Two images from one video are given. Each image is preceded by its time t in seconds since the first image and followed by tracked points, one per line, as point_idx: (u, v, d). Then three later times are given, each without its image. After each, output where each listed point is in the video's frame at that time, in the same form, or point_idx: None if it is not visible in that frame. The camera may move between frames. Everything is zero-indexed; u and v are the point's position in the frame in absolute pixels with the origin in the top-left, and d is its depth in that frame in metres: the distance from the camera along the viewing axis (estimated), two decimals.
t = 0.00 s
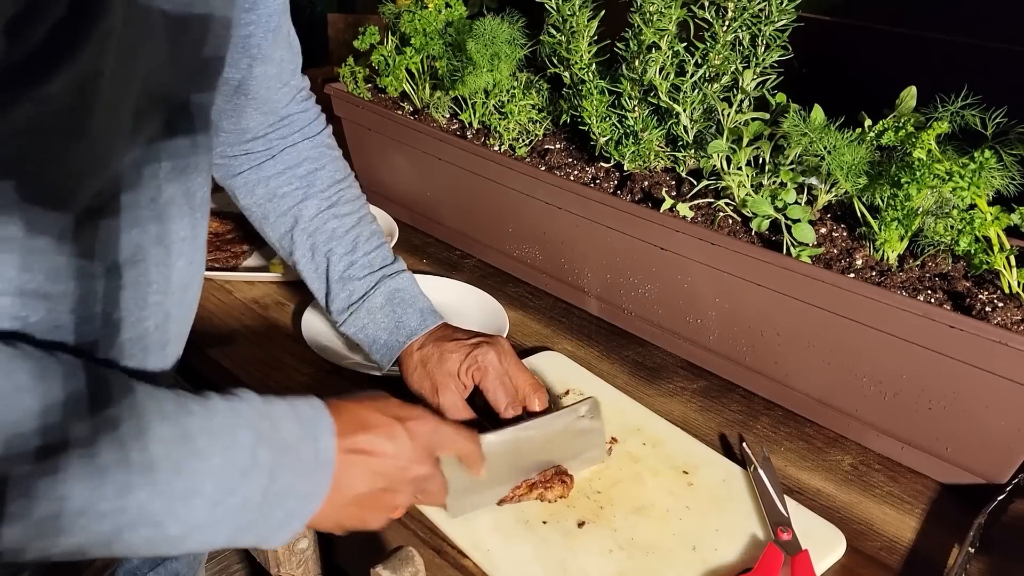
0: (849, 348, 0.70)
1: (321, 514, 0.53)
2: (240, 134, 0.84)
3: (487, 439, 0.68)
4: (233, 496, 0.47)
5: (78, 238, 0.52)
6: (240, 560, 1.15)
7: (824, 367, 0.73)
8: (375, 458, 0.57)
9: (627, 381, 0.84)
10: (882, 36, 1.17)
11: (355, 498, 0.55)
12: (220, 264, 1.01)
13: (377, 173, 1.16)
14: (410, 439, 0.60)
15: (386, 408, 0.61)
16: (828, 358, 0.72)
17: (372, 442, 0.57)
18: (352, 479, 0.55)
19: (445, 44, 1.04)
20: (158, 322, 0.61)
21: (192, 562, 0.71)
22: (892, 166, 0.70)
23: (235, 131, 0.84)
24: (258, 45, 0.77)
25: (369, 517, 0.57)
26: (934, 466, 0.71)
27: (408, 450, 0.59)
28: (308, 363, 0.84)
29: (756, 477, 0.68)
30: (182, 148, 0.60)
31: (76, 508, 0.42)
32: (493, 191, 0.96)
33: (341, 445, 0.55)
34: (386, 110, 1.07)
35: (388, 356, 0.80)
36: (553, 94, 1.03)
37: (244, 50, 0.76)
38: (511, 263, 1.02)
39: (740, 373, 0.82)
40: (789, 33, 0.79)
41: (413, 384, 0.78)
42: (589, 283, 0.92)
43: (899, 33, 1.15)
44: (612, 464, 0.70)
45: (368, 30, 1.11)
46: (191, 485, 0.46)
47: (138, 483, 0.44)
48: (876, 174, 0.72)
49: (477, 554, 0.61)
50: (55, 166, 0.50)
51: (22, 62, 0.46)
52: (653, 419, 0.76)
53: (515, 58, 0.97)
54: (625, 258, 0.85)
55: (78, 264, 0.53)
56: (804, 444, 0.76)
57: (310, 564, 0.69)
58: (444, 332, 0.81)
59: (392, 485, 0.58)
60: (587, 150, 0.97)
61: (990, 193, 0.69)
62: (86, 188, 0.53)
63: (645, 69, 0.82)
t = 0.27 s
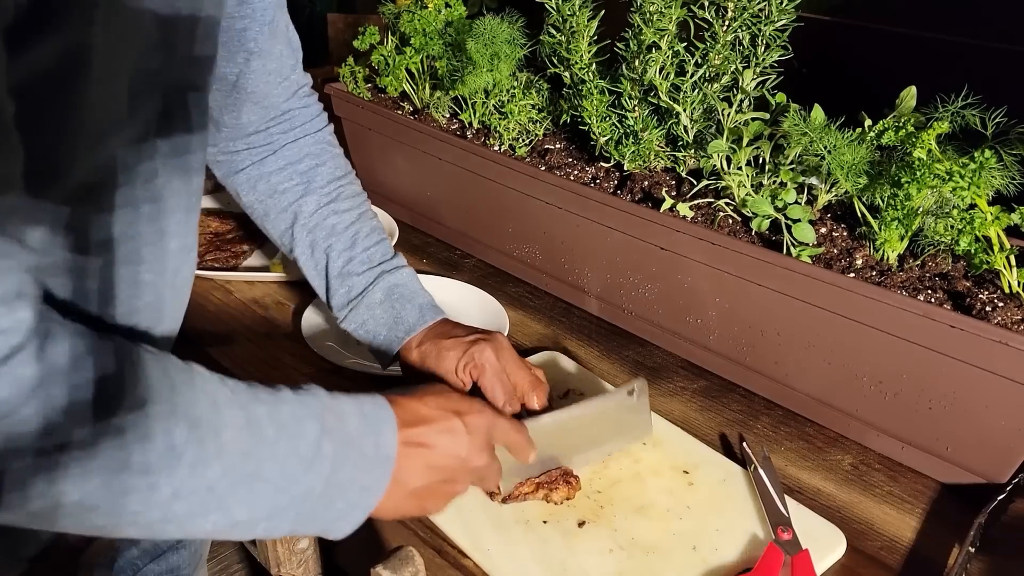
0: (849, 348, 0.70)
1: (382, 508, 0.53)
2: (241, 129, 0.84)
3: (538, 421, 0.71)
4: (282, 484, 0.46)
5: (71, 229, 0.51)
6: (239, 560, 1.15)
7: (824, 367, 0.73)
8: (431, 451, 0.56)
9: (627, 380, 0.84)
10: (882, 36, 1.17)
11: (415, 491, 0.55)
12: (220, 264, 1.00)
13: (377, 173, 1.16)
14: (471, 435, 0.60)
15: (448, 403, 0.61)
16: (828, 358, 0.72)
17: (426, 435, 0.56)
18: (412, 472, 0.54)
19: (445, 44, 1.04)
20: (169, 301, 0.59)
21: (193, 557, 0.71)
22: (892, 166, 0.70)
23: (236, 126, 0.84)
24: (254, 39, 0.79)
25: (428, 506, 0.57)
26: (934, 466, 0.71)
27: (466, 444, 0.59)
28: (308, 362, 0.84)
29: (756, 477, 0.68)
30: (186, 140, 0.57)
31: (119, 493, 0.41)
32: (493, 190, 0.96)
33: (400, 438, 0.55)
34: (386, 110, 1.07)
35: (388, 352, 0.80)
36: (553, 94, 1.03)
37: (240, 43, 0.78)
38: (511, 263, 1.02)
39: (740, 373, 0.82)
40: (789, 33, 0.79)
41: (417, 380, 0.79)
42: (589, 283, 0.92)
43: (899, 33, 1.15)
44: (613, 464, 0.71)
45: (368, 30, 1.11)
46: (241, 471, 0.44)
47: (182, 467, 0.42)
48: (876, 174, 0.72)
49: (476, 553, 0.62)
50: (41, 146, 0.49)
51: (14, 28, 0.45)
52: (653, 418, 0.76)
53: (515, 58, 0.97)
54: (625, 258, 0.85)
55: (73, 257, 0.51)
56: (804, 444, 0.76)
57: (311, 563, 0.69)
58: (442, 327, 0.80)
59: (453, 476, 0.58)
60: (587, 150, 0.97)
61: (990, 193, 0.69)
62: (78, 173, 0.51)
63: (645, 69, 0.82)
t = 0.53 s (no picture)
0: (849, 347, 0.70)
1: (253, 485, 0.55)
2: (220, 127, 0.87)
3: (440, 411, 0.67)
4: (189, 489, 0.51)
5: (61, 223, 0.59)
6: (240, 561, 1.15)
7: (824, 367, 0.73)
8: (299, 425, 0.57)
9: (628, 380, 0.84)
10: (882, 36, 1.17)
11: (286, 469, 0.56)
12: (220, 264, 1.00)
13: (377, 173, 1.16)
14: (347, 403, 0.60)
15: (320, 374, 0.61)
16: (828, 358, 0.72)
17: (294, 409, 0.57)
18: (280, 448, 0.56)
19: (445, 44, 1.04)
20: (138, 308, 0.67)
21: (188, 559, 0.71)
22: (892, 166, 0.69)
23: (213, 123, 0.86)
24: (235, 44, 0.80)
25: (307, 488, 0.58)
26: (934, 466, 0.71)
27: (341, 415, 0.59)
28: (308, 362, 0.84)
29: (756, 477, 0.68)
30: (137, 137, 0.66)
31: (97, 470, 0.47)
32: (492, 190, 0.96)
33: (265, 413, 0.56)
34: (386, 110, 1.07)
35: (371, 343, 0.82)
36: (553, 94, 1.04)
37: (221, 48, 0.79)
38: (510, 263, 1.02)
39: (740, 372, 0.82)
40: (789, 33, 0.79)
41: (398, 371, 0.81)
42: (588, 283, 0.92)
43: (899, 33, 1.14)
44: (612, 464, 0.70)
45: (367, 31, 1.11)
46: (211, 446, 0.51)
47: (153, 446, 0.49)
48: (876, 173, 0.72)
49: (476, 553, 0.61)
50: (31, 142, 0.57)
51: None
52: (653, 418, 0.76)
53: (515, 58, 0.97)
54: (624, 258, 0.85)
55: (67, 252, 0.59)
56: (805, 443, 0.76)
57: (311, 564, 0.70)
58: (423, 318, 0.82)
59: (327, 452, 0.59)
60: (587, 150, 0.97)
61: (990, 193, 0.69)
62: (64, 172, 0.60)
63: (645, 68, 0.82)
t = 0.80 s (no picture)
0: (850, 348, 0.70)
1: (238, 519, 0.56)
2: (214, 131, 0.87)
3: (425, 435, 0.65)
4: (177, 522, 0.51)
5: (60, 219, 0.60)
6: (241, 561, 1.15)
7: (825, 367, 0.73)
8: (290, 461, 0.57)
9: (628, 380, 0.84)
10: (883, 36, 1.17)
11: (272, 502, 0.57)
12: (220, 264, 1.00)
13: (378, 172, 1.16)
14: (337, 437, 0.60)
15: (309, 407, 0.61)
16: (828, 358, 0.72)
17: (288, 444, 0.57)
18: (269, 483, 0.56)
19: (445, 44, 1.04)
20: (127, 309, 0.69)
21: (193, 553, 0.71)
22: (892, 166, 0.69)
23: (207, 127, 0.87)
24: (223, 43, 0.80)
25: (294, 521, 0.58)
26: (935, 466, 0.71)
27: (331, 450, 0.59)
28: (309, 362, 0.84)
29: (757, 477, 0.68)
30: (126, 137, 0.66)
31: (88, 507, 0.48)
32: (492, 190, 0.96)
33: (255, 449, 0.56)
34: (387, 110, 1.07)
35: (373, 349, 0.81)
36: (554, 94, 1.04)
37: (209, 47, 0.79)
38: (511, 263, 1.02)
39: (741, 372, 0.82)
40: (789, 33, 0.79)
41: (397, 379, 0.78)
42: (589, 283, 0.92)
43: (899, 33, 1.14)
44: (613, 464, 0.70)
45: (368, 30, 1.11)
46: (200, 485, 0.52)
47: (144, 485, 0.50)
48: (876, 174, 0.72)
49: (477, 553, 0.61)
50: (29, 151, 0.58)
51: None
52: (654, 418, 0.76)
53: (515, 58, 0.97)
54: (625, 258, 0.85)
55: (64, 247, 0.61)
56: (805, 444, 0.76)
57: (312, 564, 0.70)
58: (425, 325, 0.81)
59: (316, 487, 0.59)
60: (588, 149, 0.97)
61: (991, 193, 0.69)
62: (60, 175, 0.60)
63: (646, 68, 0.82)
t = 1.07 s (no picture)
0: (849, 348, 0.70)
1: (262, 515, 0.56)
2: (233, 130, 0.88)
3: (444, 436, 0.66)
4: (208, 516, 0.51)
5: (60, 219, 0.60)
6: (240, 561, 1.15)
7: (824, 367, 0.73)
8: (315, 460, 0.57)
9: (627, 380, 0.84)
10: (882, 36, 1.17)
11: (297, 499, 0.57)
12: (220, 263, 1.00)
13: (378, 172, 1.16)
14: (361, 437, 0.60)
15: (335, 406, 0.61)
16: (828, 358, 0.72)
17: (314, 442, 0.58)
18: (296, 481, 0.56)
19: (445, 44, 1.04)
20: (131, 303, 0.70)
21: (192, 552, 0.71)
22: (892, 166, 0.69)
23: (226, 125, 0.87)
24: (245, 45, 0.80)
25: (317, 518, 0.59)
26: (934, 466, 0.71)
27: (355, 449, 0.59)
28: (308, 362, 0.84)
29: (756, 477, 0.68)
30: (138, 140, 0.66)
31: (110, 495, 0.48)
32: (492, 190, 0.96)
33: (283, 446, 0.56)
34: (386, 110, 1.07)
35: (375, 348, 0.81)
36: (553, 94, 1.04)
37: (231, 49, 0.80)
38: (511, 263, 1.02)
39: (740, 372, 0.82)
40: (789, 33, 0.79)
41: (397, 378, 0.78)
42: (589, 283, 0.92)
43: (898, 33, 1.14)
44: (612, 464, 0.70)
45: (368, 30, 1.11)
46: (229, 477, 0.52)
47: (175, 476, 0.50)
48: (876, 174, 0.72)
49: (476, 553, 0.61)
50: (48, 155, 0.58)
51: None
52: (653, 418, 0.76)
53: (515, 58, 0.97)
54: (625, 258, 0.85)
55: (63, 245, 0.60)
56: (804, 444, 0.76)
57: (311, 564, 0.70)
58: (427, 327, 0.81)
59: (339, 487, 0.59)
60: (587, 149, 0.97)
61: (990, 193, 0.69)
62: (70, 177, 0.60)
63: (645, 68, 0.82)
